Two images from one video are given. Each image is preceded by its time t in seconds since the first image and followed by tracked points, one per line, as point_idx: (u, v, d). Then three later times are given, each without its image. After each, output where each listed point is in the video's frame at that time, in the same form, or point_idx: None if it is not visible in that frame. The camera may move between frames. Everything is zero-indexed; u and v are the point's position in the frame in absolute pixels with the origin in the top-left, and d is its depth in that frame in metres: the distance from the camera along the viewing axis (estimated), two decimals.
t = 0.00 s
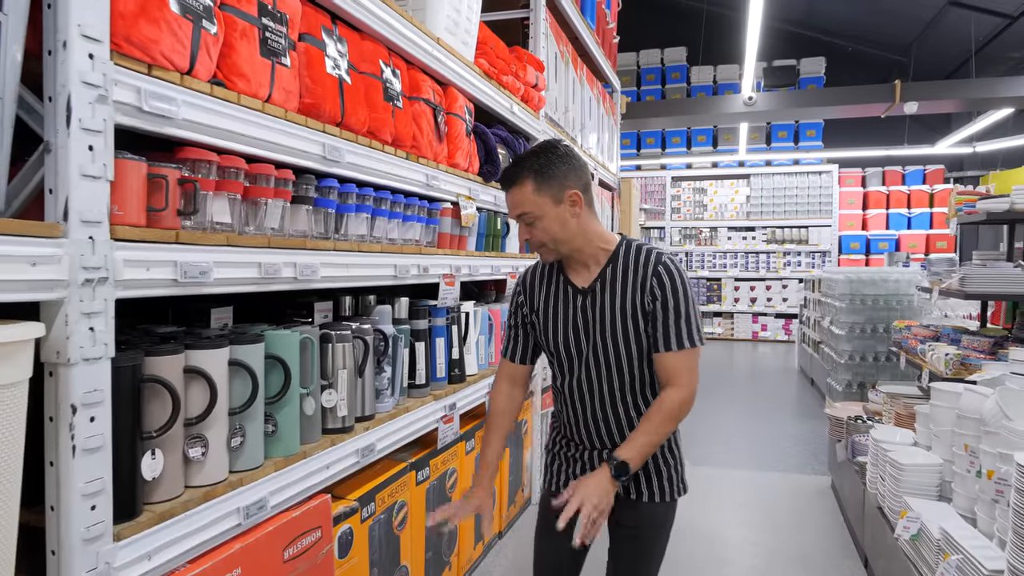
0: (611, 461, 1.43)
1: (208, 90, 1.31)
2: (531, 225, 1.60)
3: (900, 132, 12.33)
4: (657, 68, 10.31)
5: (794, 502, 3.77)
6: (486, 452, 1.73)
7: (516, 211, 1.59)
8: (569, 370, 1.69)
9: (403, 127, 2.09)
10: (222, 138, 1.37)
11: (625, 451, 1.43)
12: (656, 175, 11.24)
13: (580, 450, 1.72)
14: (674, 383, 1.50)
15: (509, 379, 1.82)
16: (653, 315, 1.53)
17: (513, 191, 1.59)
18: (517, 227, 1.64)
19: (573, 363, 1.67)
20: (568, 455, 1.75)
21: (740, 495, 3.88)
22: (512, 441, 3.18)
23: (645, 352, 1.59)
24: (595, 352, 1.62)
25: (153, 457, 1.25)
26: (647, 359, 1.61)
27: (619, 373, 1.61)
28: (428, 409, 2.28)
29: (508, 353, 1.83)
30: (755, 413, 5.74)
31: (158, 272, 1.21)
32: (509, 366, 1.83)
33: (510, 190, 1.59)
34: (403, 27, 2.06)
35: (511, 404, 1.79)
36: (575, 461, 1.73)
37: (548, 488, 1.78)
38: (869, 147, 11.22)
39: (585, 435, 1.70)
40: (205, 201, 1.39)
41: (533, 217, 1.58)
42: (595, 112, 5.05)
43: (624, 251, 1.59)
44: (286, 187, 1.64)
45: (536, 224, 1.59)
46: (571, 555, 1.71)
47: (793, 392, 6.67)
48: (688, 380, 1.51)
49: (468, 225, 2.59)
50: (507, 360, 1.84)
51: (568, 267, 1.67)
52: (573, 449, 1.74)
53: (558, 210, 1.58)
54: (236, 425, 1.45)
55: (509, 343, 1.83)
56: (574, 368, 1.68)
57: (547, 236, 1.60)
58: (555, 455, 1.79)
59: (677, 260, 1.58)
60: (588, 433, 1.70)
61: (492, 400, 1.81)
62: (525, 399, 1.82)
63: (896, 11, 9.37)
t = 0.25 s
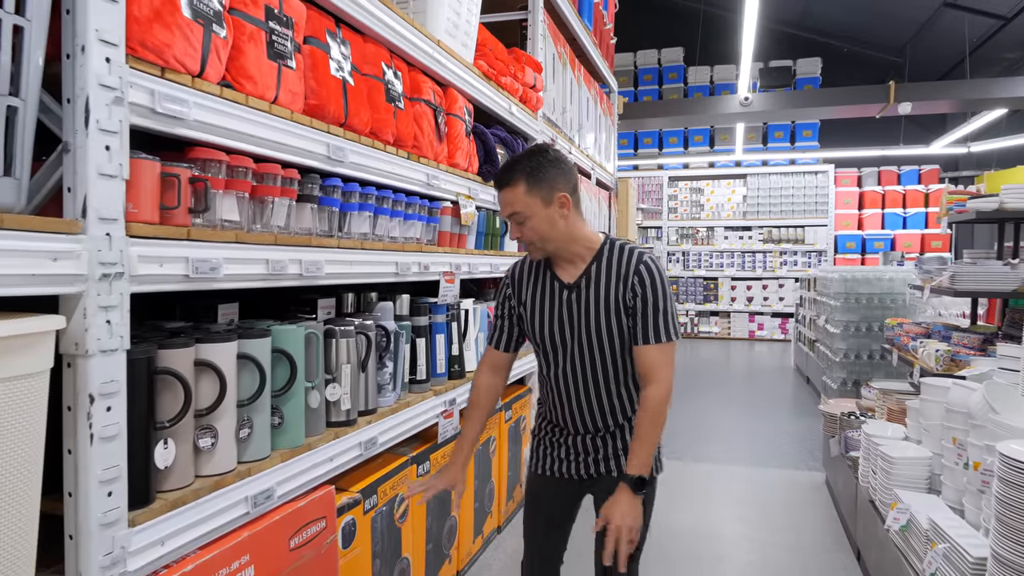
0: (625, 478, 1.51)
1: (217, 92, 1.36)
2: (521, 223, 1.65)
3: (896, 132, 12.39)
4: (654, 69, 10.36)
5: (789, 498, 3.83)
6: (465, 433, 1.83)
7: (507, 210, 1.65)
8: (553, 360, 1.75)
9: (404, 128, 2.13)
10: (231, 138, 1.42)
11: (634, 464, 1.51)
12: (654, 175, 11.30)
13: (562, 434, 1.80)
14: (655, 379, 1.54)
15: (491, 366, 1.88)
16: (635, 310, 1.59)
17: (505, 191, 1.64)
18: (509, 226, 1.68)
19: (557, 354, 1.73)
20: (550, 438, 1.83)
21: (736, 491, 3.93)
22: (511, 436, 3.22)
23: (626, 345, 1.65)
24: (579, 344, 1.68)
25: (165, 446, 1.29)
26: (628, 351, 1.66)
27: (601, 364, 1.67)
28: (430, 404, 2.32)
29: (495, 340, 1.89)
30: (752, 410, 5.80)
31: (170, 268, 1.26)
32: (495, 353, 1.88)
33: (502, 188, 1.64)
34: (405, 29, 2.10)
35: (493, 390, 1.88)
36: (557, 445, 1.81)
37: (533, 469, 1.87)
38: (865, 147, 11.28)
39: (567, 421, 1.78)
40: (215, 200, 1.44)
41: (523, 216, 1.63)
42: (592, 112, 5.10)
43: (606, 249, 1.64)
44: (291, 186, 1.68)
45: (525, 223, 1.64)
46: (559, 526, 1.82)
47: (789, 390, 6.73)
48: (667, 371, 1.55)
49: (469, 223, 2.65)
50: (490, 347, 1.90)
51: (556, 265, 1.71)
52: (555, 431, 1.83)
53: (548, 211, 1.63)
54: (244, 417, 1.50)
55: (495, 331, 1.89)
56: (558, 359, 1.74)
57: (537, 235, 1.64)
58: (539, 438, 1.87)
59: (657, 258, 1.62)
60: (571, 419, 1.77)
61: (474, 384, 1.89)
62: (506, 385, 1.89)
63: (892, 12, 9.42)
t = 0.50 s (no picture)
0: (640, 460, 1.65)
1: (228, 93, 1.40)
2: (514, 232, 1.65)
3: (891, 132, 12.46)
4: (651, 69, 10.41)
5: (785, 494, 3.88)
6: (438, 429, 1.90)
7: (502, 219, 1.64)
8: (536, 360, 1.81)
9: (407, 128, 2.17)
10: (241, 138, 1.46)
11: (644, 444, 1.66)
12: (651, 175, 11.35)
13: (547, 428, 1.86)
14: (641, 369, 1.69)
15: (470, 367, 1.93)
16: (616, 308, 1.70)
17: (500, 203, 1.64)
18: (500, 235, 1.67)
19: (540, 354, 1.79)
20: (535, 433, 1.89)
21: (733, 487, 3.98)
22: (510, 432, 3.27)
23: (606, 342, 1.74)
24: (562, 343, 1.74)
25: (178, 437, 1.33)
26: (607, 347, 1.76)
27: (584, 360, 1.74)
28: (432, 399, 2.36)
29: (473, 343, 1.93)
30: (748, 408, 5.85)
31: (183, 264, 1.30)
32: (473, 355, 1.93)
33: (496, 202, 1.64)
34: (407, 31, 2.14)
35: (471, 391, 1.92)
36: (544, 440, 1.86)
37: (519, 461, 1.92)
38: (861, 148, 11.34)
39: (553, 414, 1.84)
40: (226, 198, 1.48)
41: (518, 224, 1.64)
42: (590, 113, 5.14)
43: (583, 254, 1.73)
44: (298, 184, 1.72)
45: (520, 231, 1.65)
46: (541, 514, 1.88)
47: (784, 388, 6.79)
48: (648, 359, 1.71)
49: (469, 222, 2.69)
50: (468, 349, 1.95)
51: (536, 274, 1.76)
52: (540, 426, 1.88)
53: (540, 220, 1.67)
54: (253, 410, 1.54)
55: (474, 334, 1.93)
56: (541, 359, 1.79)
57: (530, 242, 1.67)
58: (523, 433, 1.93)
59: (628, 260, 1.75)
60: (556, 413, 1.83)
61: (453, 381, 1.94)
62: (483, 386, 1.94)
63: (887, 13, 9.48)
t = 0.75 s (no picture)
0: (613, 441, 1.73)
1: (238, 94, 1.43)
2: (519, 229, 1.67)
3: (888, 133, 12.52)
4: (649, 69, 10.45)
5: (782, 490, 3.92)
6: (423, 427, 1.89)
7: (508, 217, 1.65)
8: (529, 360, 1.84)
9: (410, 128, 2.20)
10: (250, 138, 1.48)
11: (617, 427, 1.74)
12: (648, 175, 11.39)
13: (541, 425, 1.89)
14: (620, 360, 1.76)
15: (459, 371, 1.93)
16: (605, 304, 1.74)
17: (505, 200, 1.65)
18: (504, 234, 1.67)
19: (533, 354, 1.82)
20: (529, 430, 1.92)
21: (730, 484, 4.02)
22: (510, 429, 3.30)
23: (595, 339, 1.79)
24: (555, 342, 1.78)
25: (190, 431, 1.36)
26: (595, 344, 1.81)
27: (576, 357, 1.79)
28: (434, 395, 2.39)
29: (462, 347, 1.93)
30: (745, 406, 5.89)
31: (195, 261, 1.32)
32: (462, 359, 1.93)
33: (499, 200, 1.65)
34: (411, 33, 2.17)
35: (457, 395, 1.93)
36: (539, 436, 1.89)
37: (513, 457, 1.96)
38: (857, 148, 11.40)
39: (546, 411, 1.88)
40: (235, 197, 1.51)
41: (523, 220, 1.66)
42: (589, 113, 5.17)
43: (569, 256, 1.78)
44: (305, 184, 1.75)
45: (525, 226, 1.67)
46: (537, 506, 1.92)
47: (781, 387, 6.84)
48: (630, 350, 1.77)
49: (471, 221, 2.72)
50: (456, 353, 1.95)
51: (530, 275, 1.78)
52: (534, 423, 1.91)
53: (537, 218, 1.71)
54: (261, 405, 1.57)
55: (464, 338, 1.94)
56: (534, 358, 1.83)
57: (534, 237, 1.69)
58: (516, 430, 1.96)
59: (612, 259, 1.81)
60: (550, 409, 1.87)
61: (440, 384, 1.94)
62: (470, 389, 1.95)
63: (884, 14, 9.53)
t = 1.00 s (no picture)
0: (598, 432, 1.76)
1: (247, 92, 1.45)
2: (516, 229, 1.70)
3: (883, 132, 12.59)
4: (645, 69, 10.48)
5: (779, 486, 3.95)
6: (417, 427, 1.91)
7: (504, 218, 1.68)
8: (526, 356, 1.87)
9: (412, 126, 2.23)
10: (257, 136, 1.51)
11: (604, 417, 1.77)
12: (645, 175, 11.43)
13: (538, 419, 1.92)
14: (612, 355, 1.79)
15: (454, 370, 1.94)
16: (596, 300, 1.78)
17: (500, 203, 1.68)
18: (500, 236, 1.70)
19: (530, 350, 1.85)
20: (525, 425, 1.95)
21: (727, 480, 4.05)
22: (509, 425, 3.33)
23: (589, 335, 1.82)
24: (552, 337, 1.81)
25: (200, 423, 1.39)
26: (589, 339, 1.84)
27: (571, 352, 1.82)
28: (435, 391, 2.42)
29: (458, 347, 1.95)
30: (742, 404, 5.94)
31: (205, 257, 1.35)
32: (457, 358, 1.95)
33: (494, 203, 1.68)
34: (413, 33, 2.20)
35: (453, 395, 1.93)
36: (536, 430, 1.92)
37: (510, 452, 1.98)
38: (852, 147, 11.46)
39: (543, 405, 1.91)
40: (243, 194, 1.54)
41: (520, 220, 1.69)
42: (587, 112, 5.21)
43: (562, 254, 1.82)
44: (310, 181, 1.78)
45: (521, 227, 1.70)
46: (535, 499, 1.95)
47: (777, 385, 6.88)
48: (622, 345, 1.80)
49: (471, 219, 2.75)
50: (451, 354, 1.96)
51: (526, 274, 1.81)
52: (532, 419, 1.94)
53: (532, 218, 1.74)
54: (268, 398, 1.60)
55: (459, 337, 1.95)
56: (531, 355, 1.86)
57: (530, 236, 1.72)
58: (513, 426, 1.99)
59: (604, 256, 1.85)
60: (547, 404, 1.90)
61: (435, 383, 1.95)
62: (465, 388, 1.96)
63: (879, 14, 9.58)
